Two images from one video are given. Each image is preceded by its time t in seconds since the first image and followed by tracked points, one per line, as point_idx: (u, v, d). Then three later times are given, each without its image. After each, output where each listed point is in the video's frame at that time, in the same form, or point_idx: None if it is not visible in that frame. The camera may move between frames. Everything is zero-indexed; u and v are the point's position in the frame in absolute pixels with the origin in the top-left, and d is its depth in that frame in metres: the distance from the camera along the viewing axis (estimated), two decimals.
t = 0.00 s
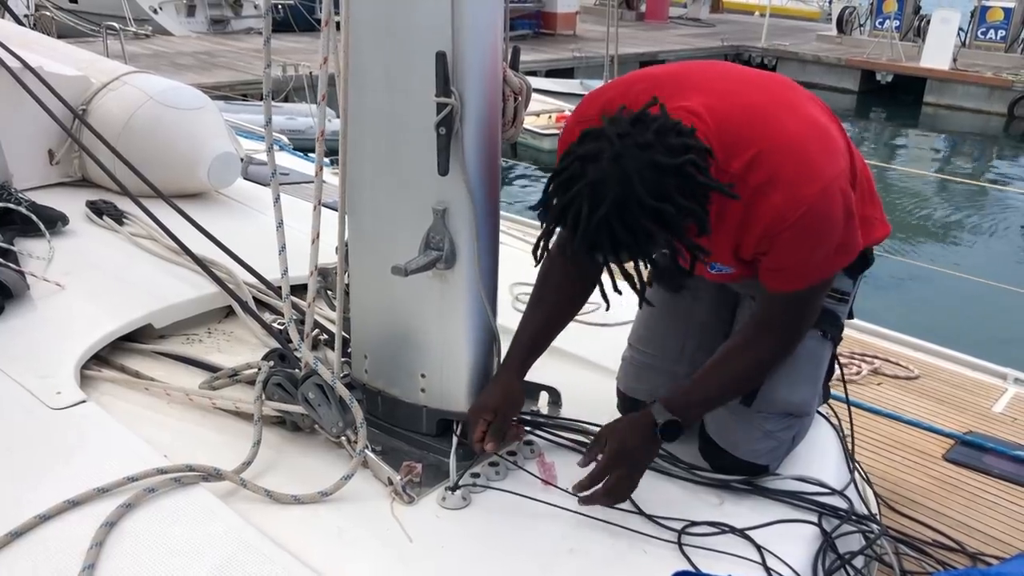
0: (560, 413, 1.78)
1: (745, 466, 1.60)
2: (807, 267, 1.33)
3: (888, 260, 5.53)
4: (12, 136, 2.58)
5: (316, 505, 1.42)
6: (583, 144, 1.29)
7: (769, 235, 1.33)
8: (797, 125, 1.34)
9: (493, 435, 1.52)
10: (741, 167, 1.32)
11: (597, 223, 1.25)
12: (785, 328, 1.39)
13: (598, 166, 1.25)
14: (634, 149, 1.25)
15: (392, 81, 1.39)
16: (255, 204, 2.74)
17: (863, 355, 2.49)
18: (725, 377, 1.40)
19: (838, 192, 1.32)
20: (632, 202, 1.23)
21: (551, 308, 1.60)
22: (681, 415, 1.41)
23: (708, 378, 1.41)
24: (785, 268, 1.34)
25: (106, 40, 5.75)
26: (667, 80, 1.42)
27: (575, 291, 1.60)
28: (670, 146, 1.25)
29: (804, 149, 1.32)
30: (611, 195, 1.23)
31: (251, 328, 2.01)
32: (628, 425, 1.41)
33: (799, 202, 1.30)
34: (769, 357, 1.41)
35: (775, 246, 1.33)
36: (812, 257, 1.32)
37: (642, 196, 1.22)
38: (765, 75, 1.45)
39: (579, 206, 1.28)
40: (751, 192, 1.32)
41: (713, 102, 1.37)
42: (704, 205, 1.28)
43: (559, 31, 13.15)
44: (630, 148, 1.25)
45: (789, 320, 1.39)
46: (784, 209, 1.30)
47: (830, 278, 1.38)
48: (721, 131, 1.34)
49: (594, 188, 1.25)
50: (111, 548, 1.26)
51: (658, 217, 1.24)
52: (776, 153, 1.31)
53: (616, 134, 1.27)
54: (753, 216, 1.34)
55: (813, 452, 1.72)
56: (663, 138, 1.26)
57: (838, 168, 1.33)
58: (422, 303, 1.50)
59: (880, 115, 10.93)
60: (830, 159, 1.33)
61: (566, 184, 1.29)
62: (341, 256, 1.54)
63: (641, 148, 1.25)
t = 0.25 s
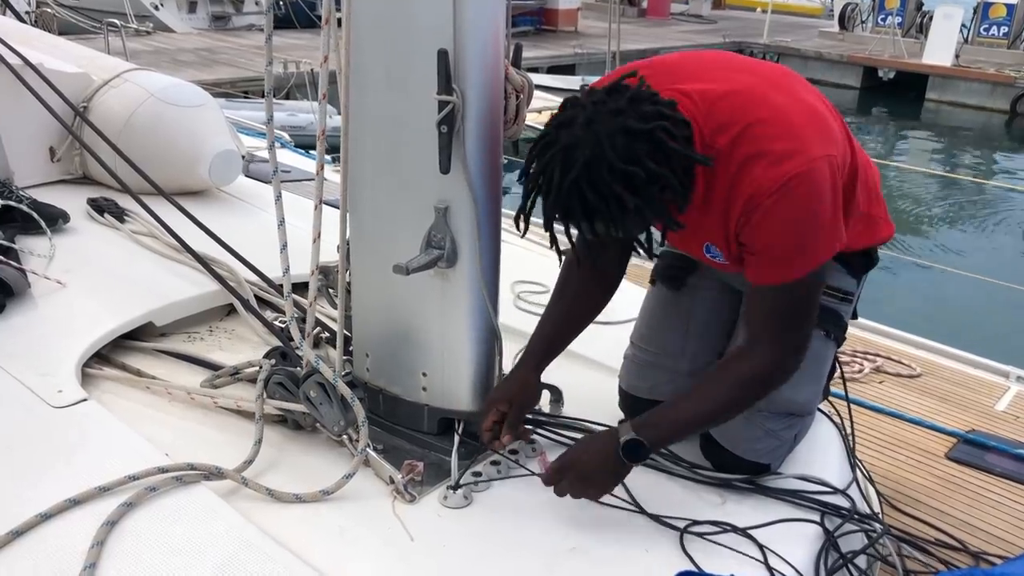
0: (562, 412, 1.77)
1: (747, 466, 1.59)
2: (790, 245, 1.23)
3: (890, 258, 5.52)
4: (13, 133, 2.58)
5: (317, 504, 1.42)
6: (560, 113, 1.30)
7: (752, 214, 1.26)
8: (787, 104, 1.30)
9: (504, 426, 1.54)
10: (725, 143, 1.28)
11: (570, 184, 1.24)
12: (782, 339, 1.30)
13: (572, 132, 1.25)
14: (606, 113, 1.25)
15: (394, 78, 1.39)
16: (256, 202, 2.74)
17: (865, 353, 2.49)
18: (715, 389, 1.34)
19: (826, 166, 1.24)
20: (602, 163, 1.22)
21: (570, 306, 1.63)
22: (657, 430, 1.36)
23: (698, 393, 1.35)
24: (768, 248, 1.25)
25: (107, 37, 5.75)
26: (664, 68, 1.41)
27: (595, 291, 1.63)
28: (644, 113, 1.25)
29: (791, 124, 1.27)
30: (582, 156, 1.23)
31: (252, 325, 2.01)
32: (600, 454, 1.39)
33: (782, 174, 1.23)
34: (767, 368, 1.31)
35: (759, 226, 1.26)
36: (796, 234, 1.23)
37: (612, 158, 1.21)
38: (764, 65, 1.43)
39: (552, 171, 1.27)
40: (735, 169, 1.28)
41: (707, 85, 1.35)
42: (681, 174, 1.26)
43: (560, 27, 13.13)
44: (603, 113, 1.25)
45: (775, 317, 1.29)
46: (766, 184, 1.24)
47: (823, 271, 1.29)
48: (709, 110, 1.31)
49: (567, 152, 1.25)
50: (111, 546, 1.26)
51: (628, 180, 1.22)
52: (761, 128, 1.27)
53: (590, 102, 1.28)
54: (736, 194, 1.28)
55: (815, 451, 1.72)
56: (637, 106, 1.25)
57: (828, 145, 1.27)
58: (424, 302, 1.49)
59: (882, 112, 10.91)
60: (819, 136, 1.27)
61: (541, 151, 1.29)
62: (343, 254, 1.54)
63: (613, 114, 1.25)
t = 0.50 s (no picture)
0: (564, 409, 1.77)
1: (750, 464, 1.59)
2: (796, 206, 1.22)
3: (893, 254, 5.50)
4: (14, 131, 2.57)
5: (319, 502, 1.42)
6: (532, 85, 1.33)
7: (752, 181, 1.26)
8: (767, 69, 1.30)
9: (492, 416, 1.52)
10: (707, 112, 1.30)
11: (540, 152, 1.26)
12: (862, 287, 1.25)
13: (544, 101, 1.28)
14: (575, 81, 1.28)
15: (394, 74, 1.38)
16: (257, 199, 2.73)
17: (868, 350, 2.48)
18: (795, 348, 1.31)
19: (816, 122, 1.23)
20: (570, 129, 1.24)
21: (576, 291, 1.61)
22: (748, 385, 1.33)
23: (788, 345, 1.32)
24: (786, 211, 1.24)
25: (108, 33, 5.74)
26: (653, 49, 1.43)
27: (601, 278, 1.62)
28: (616, 80, 1.27)
29: (771, 86, 1.27)
30: (551, 123, 1.26)
31: (253, 323, 2.00)
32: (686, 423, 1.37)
33: (768, 136, 1.23)
34: (851, 317, 1.26)
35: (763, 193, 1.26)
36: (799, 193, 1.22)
37: (580, 122, 1.24)
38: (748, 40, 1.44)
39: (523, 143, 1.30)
40: (722, 138, 1.29)
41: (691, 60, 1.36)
42: (655, 140, 1.27)
43: (562, 23, 13.11)
44: (571, 81, 1.28)
45: (840, 261, 1.25)
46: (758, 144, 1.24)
47: (863, 211, 1.25)
48: (690, 83, 1.32)
49: (539, 121, 1.27)
50: (112, 545, 1.25)
51: (597, 143, 1.24)
52: (741, 93, 1.28)
53: (562, 72, 1.30)
54: (731, 162, 1.29)
55: (818, 449, 1.71)
56: (610, 74, 1.28)
57: (813, 101, 1.26)
58: (426, 300, 1.49)
59: (884, 107, 10.88)
60: (802, 94, 1.27)
61: (515, 124, 1.31)
62: (344, 252, 1.53)
63: (584, 81, 1.28)
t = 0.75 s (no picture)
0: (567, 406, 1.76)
1: (753, 461, 1.58)
2: (810, 179, 1.23)
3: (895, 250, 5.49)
4: (15, 127, 2.56)
5: (322, 500, 1.41)
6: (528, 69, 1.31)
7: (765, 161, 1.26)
8: (763, 53, 1.31)
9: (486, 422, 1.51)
10: (708, 96, 1.30)
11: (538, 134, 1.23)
12: (899, 238, 1.25)
13: (540, 85, 1.25)
14: (571, 62, 1.26)
15: (397, 70, 1.37)
16: (259, 194, 2.73)
17: (872, 346, 2.47)
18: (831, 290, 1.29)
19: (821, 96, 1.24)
20: (569, 109, 1.22)
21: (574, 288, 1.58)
22: (784, 316, 1.33)
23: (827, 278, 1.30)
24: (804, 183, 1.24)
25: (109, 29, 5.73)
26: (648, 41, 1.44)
27: (598, 278, 1.59)
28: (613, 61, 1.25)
29: (769, 67, 1.29)
30: (548, 104, 1.23)
31: (255, 319, 2.00)
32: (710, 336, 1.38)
33: (776, 114, 1.24)
34: (885, 266, 1.25)
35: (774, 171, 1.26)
36: (813, 167, 1.22)
37: (578, 101, 1.22)
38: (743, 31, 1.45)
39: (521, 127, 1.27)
40: (727, 121, 1.29)
41: (687, 47, 1.37)
42: (653, 120, 1.26)
43: (563, 18, 13.08)
44: (567, 63, 1.26)
45: (870, 222, 1.25)
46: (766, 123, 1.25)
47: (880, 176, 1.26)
48: (688, 69, 1.33)
49: (536, 104, 1.25)
50: (114, 543, 1.25)
51: (597, 122, 1.22)
52: (740, 76, 1.29)
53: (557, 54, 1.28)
54: (739, 143, 1.29)
55: (822, 445, 1.71)
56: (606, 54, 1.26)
57: (814, 79, 1.28)
58: (428, 297, 1.48)
59: (887, 102, 10.84)
60: (801, 73, 1.28)
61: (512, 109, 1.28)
62: (347, 248, 1.53)
63: (580, 62, 1.25)
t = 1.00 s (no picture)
0: (569, 403, 1.76)
1: (756, 458, 1.58)
2: (805, 186, 1.22)
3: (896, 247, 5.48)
4: (15, 123, 2.56)
5: (323, 498, 1.41)
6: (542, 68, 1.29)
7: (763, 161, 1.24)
8: (777, 53, 1.30)
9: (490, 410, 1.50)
10: (718, 93, 1.28)
11: (558, 132, 1.22)
12: (840, 263, 1.29)
13: (556, 85, 1.24)
14: (589, 60, 1.25)
15: (398, 66, 1.36)
16: (259, 191, 2.72)
17: (874, 343, 2.47)
18: (763, 283, 1.34)
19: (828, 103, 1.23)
20: (590, 106, 1.21)
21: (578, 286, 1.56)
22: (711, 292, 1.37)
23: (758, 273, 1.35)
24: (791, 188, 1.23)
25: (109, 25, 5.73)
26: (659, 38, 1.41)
27: (599, 273, 1.58)
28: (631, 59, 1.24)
29: (781, 68, 1.27)
30: (568, 101, 1.22)
31: (255, 316, 1.99)
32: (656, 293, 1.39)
33: (784, 118, 1.22)
34: (822, 278, 1.30)
35: (772, 173, 1.25)
36: (809, 174, 1.22)
37: (598, 99, 1.20)
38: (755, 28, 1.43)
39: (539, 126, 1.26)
40: (735, 120, 1.27)
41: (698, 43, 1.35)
42: (671, 115, 1.24)
43: (563, 14, 13.06)
44: (584, 61, 1.25)
45: (825, 240, 1.27)
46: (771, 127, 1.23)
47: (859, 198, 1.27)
48: (699, 64, 1.31)
49: (553, 103, 1.23)
50: (115, 542, 1.24)
51: (619, 120, 1.21)
52: (752, 75, 1.27)
53: (572, 54, 1.27)
54: (743, 142, 1.27)
55: (825, 443, 1.70)
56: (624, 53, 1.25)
57: (824, 84, 1.27)
58: (430, 294, 1.47)
59: (887, 99, 10.82)
60: (813, 78, 1.26)
61: (526, 111, 1.27)
62: (348, 245, 1.52)
63: (596, 60, 1.24)
